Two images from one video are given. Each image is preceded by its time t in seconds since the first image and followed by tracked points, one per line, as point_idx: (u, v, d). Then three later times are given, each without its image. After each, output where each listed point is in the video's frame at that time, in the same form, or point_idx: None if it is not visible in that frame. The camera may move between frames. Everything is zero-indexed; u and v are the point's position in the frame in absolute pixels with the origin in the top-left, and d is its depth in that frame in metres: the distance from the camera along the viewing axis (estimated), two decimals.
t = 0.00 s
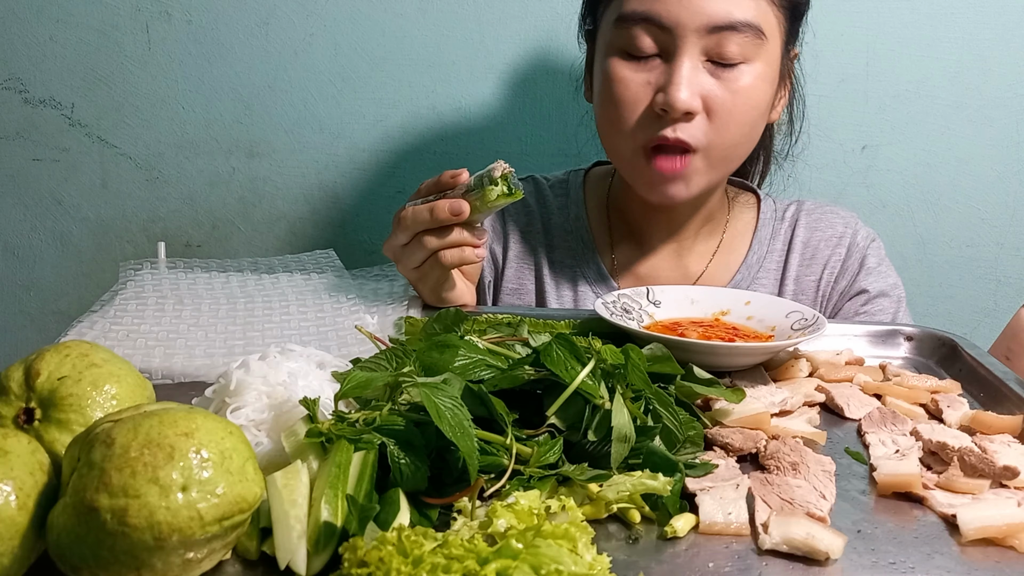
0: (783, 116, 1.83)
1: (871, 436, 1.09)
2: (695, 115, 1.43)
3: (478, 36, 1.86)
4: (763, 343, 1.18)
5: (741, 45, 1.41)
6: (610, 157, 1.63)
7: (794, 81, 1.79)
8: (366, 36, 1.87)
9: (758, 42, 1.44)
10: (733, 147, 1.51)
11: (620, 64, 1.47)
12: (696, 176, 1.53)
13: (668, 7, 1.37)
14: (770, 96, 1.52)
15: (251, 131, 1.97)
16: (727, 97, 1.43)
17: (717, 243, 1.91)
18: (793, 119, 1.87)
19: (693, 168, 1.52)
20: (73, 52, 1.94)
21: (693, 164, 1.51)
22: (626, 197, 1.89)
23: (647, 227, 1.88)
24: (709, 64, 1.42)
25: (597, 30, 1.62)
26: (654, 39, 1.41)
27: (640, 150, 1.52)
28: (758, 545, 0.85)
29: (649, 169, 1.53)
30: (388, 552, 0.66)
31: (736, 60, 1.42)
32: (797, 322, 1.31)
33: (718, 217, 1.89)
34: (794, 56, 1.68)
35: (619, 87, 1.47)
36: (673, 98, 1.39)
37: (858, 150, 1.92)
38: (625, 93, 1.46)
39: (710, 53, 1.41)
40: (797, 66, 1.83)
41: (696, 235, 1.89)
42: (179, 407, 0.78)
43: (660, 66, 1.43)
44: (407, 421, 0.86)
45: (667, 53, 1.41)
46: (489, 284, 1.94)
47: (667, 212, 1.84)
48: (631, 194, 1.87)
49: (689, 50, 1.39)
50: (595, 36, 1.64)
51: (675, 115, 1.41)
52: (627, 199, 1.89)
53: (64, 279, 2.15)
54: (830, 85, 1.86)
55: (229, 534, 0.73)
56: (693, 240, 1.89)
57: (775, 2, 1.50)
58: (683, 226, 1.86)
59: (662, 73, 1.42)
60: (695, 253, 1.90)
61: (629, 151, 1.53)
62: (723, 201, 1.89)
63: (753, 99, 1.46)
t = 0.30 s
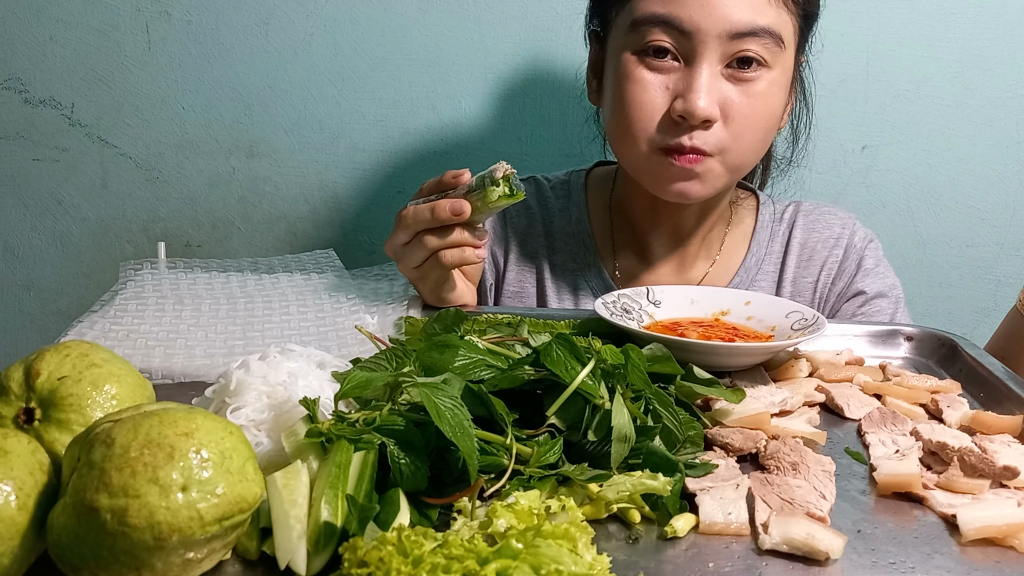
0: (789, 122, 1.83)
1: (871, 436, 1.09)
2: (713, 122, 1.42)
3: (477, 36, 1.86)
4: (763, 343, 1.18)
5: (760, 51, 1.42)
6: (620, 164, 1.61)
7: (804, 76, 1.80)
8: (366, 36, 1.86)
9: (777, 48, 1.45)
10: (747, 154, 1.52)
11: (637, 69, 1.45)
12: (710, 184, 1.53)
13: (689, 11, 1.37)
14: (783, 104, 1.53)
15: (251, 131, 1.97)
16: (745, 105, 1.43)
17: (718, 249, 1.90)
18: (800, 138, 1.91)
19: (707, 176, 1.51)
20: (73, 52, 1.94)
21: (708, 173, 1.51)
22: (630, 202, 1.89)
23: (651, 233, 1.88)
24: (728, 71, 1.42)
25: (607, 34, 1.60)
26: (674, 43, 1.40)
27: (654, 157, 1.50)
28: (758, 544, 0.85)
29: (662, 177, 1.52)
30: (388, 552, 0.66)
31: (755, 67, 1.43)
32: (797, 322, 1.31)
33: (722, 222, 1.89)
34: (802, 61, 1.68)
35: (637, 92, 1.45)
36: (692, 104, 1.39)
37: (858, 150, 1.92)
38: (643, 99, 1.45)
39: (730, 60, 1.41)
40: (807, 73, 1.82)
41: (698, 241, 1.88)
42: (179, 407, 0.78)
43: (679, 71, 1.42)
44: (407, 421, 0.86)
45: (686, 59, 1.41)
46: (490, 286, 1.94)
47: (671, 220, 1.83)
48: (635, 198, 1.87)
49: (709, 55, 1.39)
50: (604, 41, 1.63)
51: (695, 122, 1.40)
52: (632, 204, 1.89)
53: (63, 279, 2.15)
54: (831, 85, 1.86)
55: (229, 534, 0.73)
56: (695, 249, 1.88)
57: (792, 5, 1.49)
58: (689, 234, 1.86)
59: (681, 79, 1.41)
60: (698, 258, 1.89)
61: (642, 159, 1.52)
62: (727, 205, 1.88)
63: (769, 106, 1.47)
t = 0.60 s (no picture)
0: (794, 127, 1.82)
1: (871, 436, 1.09)
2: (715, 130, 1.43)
3: (478, 36, 1.86)
4: (763, 343, 1.18)
5: (762, 59, 1.42)
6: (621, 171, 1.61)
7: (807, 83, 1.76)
8: (366, 35, 1.86)
9: (779, 57, 1.44)
10: (749, 163, 1.52)
11: (639, 77, 1.45)
12: (711, 192, 1.53)
13: (691, 20, 1.37)
14: (785, 112, 1.53)
15: (251, 131, 1.97)
16: (747, 113, 1.44)
17: (719, 253, 1.89)
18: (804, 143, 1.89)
19: (708, 185, 1.52)
20: (73, 52, 1.94)
21: (709, 181, 1.51)
22: (633, 206, 1.88)
23: (654, 237, 1.87)
24: (730, 79, 1.42)
25: (608, 41, 1.60)
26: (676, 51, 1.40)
27: (655, 166, 1.50)
28: (758, 544, 0.85)
29: (663, 186, 1.52)
30: (388, 552, 0.66)
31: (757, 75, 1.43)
32: (797, 322, 1.31)
33: (724, 227, 1.88)
34: (805, 64, 1.67)
35: (638, 100, 1.45)
36: (694, 113, 1.39)
37: (858, 150, 1.92)
38: (644, 107, 1.45)
39: (732, 68, 1.41)
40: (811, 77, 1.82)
41: (700, 244, 1.87)
42: (179, 407, 0.78)
43: (680, 79, 1.42)
44: (407, 421, 0.86)
45: (688, 67, 1.41)
46: (491, 288, 1.92)
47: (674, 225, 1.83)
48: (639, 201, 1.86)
49: (711, 64, 1.39)
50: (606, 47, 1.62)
51: (696, 130, 1.40)
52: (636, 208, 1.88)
53: (64, 279, 2.15)
54: (831, 85, 1.86)
55: (229, 534, 0.73)
56: (698, 254, 1.88)
57: (795, 9, 1.49)
58: (693, 239, 1.85)
59: (683, 87, 1.41)
60: (699, 261, 1.89)
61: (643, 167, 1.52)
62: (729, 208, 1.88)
63: (771, 114, 1.47)
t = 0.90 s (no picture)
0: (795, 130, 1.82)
1: (871, 436, 1.09)
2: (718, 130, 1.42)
3: (478, 36, 1.86)
4: (763, 343, 1.18)
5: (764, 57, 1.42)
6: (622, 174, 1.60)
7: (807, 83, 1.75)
8: (366, 36, 1.86)
9: (780, 55, 1.45)
10: (752, 163, 1.51)
11: (640, 77, 1.45)
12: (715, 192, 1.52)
13: (692, 18, 1.37)
14: (786, 111, 1.53)
15: (251, 131, 1.97)
16: (750, 112, 1.43)
17: (719, 254, 1.89)
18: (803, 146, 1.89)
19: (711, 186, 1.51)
20: (73, 53, 1.94)
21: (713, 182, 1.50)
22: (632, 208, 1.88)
23: (655, 238, 1.87)
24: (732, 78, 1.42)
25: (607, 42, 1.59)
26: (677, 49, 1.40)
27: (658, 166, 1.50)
28: (758, 544, 0.85)
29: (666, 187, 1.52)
30: (388, 552, 0.66)
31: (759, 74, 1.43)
32: (797, 322, 1.31)
33: (724, 229, 1.88)
34: (805, 65, 1.67)
35: (640, 100, 1.44)
36: (697, 113, 1.38)
37: (858, 150, 1.92)
38: (646, 107, 1.44)
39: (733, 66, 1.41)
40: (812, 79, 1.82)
41: (700, 246, 1.87)
42: (179, 407, 0.78)
43: (682, 78, 1.42)
44: (407, 421, 0.86)
45: (690, 66, 1.41)
46: (490, 290, 1.92)
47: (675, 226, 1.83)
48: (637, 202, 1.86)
49: (712, 61, 1.39)
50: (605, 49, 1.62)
51: (700, 129, 1.40)
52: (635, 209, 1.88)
53: (64, 280, 2.15)
54: (830, 85, 1.87)
55: (229, 534, 0.73)
56: (699, 256, 1.88)
57: (795, 8, 1.49)
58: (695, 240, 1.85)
59: (685, 86, 1.41)
60: (698, 264, 1.88)
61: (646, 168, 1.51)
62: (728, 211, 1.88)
63: (773, 113, 1.47)
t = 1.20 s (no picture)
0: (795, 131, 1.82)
1: (871, 436, 1.09)
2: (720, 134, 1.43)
3: (477, 36, 1.86)
4: (763, 343, 1.18)
5: (765, 63, 1.41)
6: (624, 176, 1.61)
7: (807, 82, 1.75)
8: (366, 36, 1.86)
9: (782, 60, 1.44)
10: (753, 166, 1.53)
11: (641, 83, 1.45)
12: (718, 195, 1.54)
13: (693, 24, 1.36)
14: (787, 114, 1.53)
15: (251, 131, 1.97)
16: (752, 116, 1.44)
17: (719, 254, 1.89)
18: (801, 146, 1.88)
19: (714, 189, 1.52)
20: (73, 53, 1.94)
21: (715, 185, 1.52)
22: (632, 207, 1.89)
23: (655, 237, 1.88)
24: (733, 83, 1.42)
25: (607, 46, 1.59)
26: (678, 56, 1.39)
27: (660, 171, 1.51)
28: (758, 544, 0.85)
29: (668, 190, 1.53)
30: (388, 552, 0.66)
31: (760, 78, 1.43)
32: (797, 322, 1.31)
33: (724, 229, 1.88)
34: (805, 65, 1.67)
35: (641, 106, 1.45)
36: (699, 118, 1.38)
37: (858, 150, 1.92)
38: (648, 113, 1.44)
39: (735, 72, 1.40)
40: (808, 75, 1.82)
41: (699, 244, 1.87)
42: (179, 407, 0.78)
43: (683, 84, 1.41)
44: (407, 421, 0.86)
45: (691, 72, 1.40)
46: (488, 291, 1.92)
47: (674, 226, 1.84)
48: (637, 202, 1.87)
49: (714, 68, 1.38)
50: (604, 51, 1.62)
51: (703, 135, 1.41)
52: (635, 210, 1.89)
53: (64, 279, 2.15)
54: (830, 85, 1.87)
55: (229, 534, 0.73)
56: (699, 256, 1.88)
57: (796, 10, 1.49)
58: (691, 240, 1.86)
59: (686, 92, 1.41)
60: (697, 264, 1.88)
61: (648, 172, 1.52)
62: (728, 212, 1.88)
63: (775, 117, 1.48)
